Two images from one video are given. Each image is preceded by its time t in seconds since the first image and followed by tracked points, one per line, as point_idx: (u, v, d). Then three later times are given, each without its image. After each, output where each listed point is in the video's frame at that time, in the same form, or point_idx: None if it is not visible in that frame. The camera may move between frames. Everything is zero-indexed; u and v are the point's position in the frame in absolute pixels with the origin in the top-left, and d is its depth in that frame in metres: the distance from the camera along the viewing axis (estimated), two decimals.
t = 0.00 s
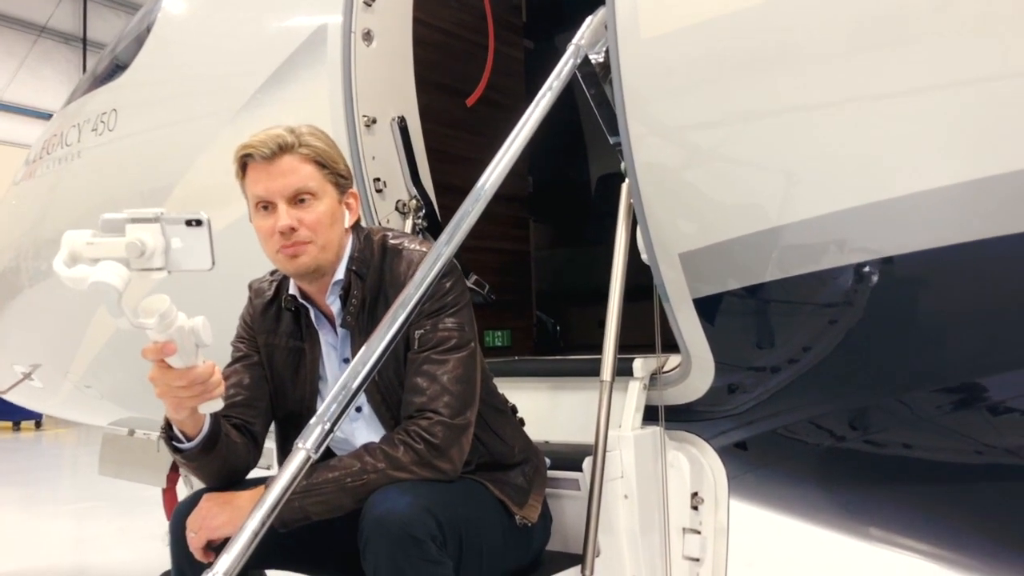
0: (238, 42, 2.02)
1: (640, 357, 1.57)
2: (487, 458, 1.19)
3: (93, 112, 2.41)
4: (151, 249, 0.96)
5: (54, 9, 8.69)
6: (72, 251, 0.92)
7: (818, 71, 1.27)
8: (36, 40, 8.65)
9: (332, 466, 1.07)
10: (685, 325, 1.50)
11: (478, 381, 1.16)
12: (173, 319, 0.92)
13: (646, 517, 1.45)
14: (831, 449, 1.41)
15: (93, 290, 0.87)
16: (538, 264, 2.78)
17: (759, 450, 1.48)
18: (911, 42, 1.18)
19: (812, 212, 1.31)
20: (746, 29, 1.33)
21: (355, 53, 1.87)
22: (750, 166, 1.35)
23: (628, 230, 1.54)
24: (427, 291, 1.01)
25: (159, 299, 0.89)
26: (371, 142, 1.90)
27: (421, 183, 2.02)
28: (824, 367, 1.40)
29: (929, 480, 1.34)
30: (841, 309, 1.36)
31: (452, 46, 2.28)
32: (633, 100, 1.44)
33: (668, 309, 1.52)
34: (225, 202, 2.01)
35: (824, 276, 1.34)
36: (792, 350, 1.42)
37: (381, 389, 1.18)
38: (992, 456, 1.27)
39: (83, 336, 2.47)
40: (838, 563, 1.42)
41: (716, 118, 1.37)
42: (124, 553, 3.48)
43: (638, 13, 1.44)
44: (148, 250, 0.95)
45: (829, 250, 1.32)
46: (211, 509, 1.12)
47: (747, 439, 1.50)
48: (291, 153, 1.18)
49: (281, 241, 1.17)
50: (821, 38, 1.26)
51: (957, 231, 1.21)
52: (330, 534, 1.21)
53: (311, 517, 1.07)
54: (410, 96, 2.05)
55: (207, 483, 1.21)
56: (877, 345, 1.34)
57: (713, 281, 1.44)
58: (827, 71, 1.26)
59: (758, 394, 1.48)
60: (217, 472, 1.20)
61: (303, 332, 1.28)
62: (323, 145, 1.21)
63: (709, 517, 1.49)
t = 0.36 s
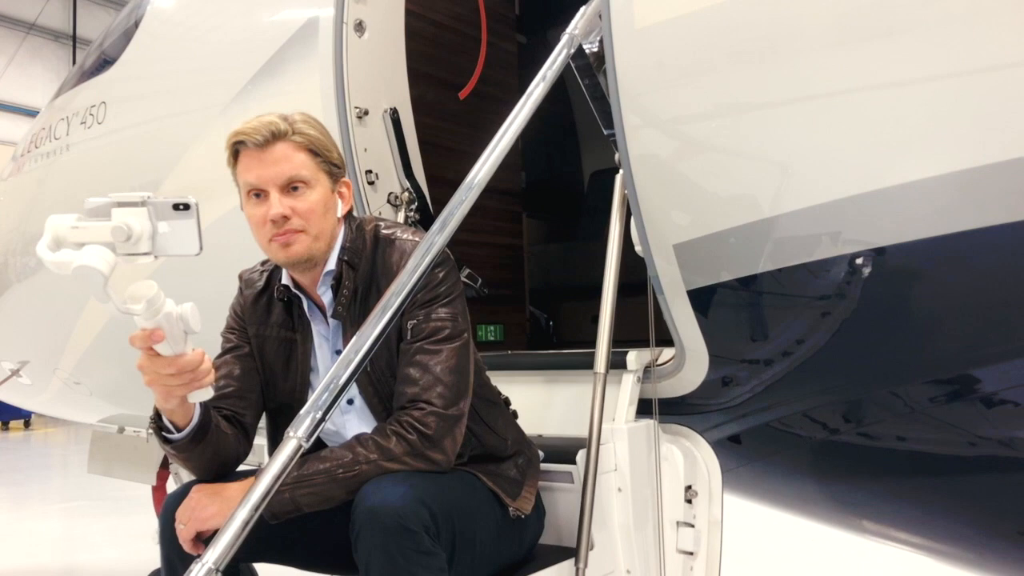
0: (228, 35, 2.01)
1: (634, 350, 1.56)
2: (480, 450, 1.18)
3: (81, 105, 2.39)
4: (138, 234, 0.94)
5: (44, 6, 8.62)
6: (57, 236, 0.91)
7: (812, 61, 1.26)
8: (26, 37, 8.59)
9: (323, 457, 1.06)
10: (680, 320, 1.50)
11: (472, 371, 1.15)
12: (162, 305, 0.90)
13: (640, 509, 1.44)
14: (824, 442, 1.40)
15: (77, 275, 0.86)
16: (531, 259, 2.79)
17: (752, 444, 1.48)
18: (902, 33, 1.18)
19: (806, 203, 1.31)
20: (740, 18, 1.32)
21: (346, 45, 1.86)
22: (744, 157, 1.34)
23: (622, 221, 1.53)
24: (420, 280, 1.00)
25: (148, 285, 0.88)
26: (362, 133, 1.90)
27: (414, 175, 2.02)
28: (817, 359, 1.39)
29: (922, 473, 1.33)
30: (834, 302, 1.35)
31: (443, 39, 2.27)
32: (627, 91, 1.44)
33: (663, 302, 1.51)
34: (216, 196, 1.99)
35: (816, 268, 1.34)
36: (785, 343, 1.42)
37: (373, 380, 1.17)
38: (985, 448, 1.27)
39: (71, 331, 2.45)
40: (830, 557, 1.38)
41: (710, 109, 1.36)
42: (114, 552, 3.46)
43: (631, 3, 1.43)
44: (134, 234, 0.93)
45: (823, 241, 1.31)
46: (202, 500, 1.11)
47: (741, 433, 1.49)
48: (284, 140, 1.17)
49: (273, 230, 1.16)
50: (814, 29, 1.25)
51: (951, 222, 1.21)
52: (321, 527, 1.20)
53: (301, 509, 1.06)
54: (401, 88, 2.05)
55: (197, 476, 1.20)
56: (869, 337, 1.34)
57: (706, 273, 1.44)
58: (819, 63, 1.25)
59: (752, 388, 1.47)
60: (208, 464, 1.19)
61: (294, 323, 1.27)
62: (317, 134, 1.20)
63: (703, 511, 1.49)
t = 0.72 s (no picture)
0: (223, 30, 2.00)
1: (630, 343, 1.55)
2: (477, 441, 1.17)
3: (73, 101, 2.38)
4: (127, 223, 0.93)
5: (37, 5, 8.58)
6: (45, 225, 0.91)
7: (810, 52, 1.25)
8: (20, 36, 8.54)
9: (319, 446, 1.05)
10: (676, 313, 1.50)
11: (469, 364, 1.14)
12: (153, 295, 0.89)
13: (637, 502, 1.44)
14: (819, 436, 1.40)
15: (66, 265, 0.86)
16: (529, 255, 2.81)
17: (748, 438, 1.47)
18: (898, 26, 1.18)
19: (803, 194, 1.31)
20: (737, 9, 1.32)
21: (342, 38, 1.86)
22: (741, 149, 1.34)
23: (619, 214, 1.52)
24: (417, 270, 0.99)
25: (138, 275, 0.87)
26: (357, 126, 1.90)
27: (409, 170, 2.02)
28: (814, 352, 1.39)
29: (920, 466, 1.32)
30: (830, 295, 1.35)
31: (438, 33, 2.27)
32: (624, 82, 1.43)
33: (660, 296, 1.50)
34: (211, 190, 1.98)
35: (812, 261, 1.33)
36: (783, 336, 1.41)
37: (369, 370, 1.17)
38: (983, 440, 1.27)
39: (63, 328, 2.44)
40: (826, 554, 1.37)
41: (707, 101, 1.36)
42: (108, 551, 3.44)
43: None
44: (123, 223, 0.93)
45: (818, 234, 1.31)
46: (195, 489, 1.10)
47: (737, 427, 1.48)
48: (290, 126, 1.16)
49: (273, 216, 1.15)
50: (812, 20, 1.25)
51: (948, 214, 1.21)
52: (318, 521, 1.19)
53: (296, 499, 1.05)
54: (395, 81, 2.04)
55: (192, 466, 1.19)
56: (866, 331, 1.34)
57: (701, 265, 1.43)
58: (814, 56, 1.25)
59: (749, 381, 1.46)
60: (202, 456, 1.18)
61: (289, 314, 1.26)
62: (322, 122, 1.19)
63: (700, 504, 1.48)
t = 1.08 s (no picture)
0: (225, 27, 2.00)
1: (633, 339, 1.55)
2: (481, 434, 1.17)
3: (76, 98, 2.38)
4: (138, 210, 0.93)
5: (39, 5, 8.58)
6: (56, 212, 0.91)
7: (813, 46, 1.25)
8: (22, 36, 8.54)
9: (325, 438, 1.05)
10: (680, 309, 1.50)
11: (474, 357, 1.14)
12: (162, 284, 0.90)
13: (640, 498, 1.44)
14: (820, 432, 1.41)
15: (77, 251, 0.86)
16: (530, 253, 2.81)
17: (751, 435, 1.47)
18: (898, 22, 1.18)
19: (806, 189, 1.30)
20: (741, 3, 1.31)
21: (344, 35, 1.85)
22: (744, 144, 1.34)
23: (622, 209, 1.52)
24: (421, 263, 0.99)
25: (147, 265, 0.87)
26: (361, 122, 1.90)
27: (412, 165, 2.02)
28: (817, 348, 1.38)
29: (926, 462, 1.33)
30: (833, 290, 1.34)
31: (440, 30, 2.27)
32: (627, 77, 1.43)
33: (663, 291, 1.50)
34: (214, 187, 1.98)
35: (815, 257, 1.33)
36: (785, 332, 1.41)
37: (374, 364, 1.17)
38: (987, 435, 1.27)
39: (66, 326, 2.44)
40: (838, 552, 1.38)
41: (710, 96, 1.35)
42: (110, 549, 3.44)
43: None
44: (134, 211, 0.93)
45: (820, 230, 1.31)
46: (199, 480, 1.10)
47: (740, 422, 1.49)
48: (297, 121, 1.16)
49: (280, 211, 1.15)
50: (816, 14, 1.24)
51: (949, 210, 1.21)
52: (325, 517, 1.20)
53: (301, 492, 1.05)
54: (398, 77, 2.04)
55: (195, 459, 1.19)
56: (867, 326, 1.33)
57: (704, 260, 1.43)
58: (815, 53, 1.25)
59: (752, 377, 1.46)
60: (207, 448, 1.18)
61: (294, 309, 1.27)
62: (328, 116, 1.19)
63: (704, 500, 1.48)
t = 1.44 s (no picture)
0: (229, 25, 2.00)
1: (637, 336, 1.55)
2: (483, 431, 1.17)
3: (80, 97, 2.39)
4: (146, 197, 0.92)
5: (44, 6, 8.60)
6: (63, 199, 0.89)
7: (818, 41, 1.25)
8: (27, 36, 8.55)
9: (329, 433, 1.05)
10: (684, 305, 1.49)
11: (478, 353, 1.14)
12: (168, 272, 0.90)
13: (644, 494, 1.43)
14: (825, 429, 1.42)
15: (86, 236, 0.85)
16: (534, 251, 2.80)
17: (756, 431, 1.49)
18: (902, 18, 1.18)
19: (810, 185, 1.30)
20: None
21: (347, 32, 1.85)
22: (748, 140, 1.33)
23: (627, 206, 1.52)
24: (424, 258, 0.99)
25: (153, 253, 0.88)
26: (365, 119, 1.90)
27: (416, 163, 2.02)
28: (821, 344, 1.38)
29: (932, 459, 1.34)
30: (837, 287, 1.34)
31: (443, 27, 2.27)
32: (630, 72, 1.43)
33: (667, 289, 1.50)
34: (218, 185, 1.98)
35: (819, 253, 1.33)
36: (789, 329, 1.41)
37: (377, 359, 1.17)
38: (992, 432, 1.28)
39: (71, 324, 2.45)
40: (839, 547, 1.45)
41: (714, 92, 1.35)
42: (115, 548, 3.44)
43: None
44: (142, 198, 0.91)
45: (823, 227, 1.30)
46: (203, 475, 1.11)
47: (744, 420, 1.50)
48: (299, 117, 1.16)
49: (285, 206, 1.15)
50: (820, 9, 1.24)
51: (951, 206, 1.20)
52: (329, 513, 1.20)
53: (305, 486, 1.05)
54: (402, 74, 2.04)
55: (197, 453, 1.19)
56: (871, 322, 1.33)
57: (707, 256, 1.43)
58: (820, 47, 1.25)
59: (756, 374, 1.46)
60: (210, 442, 1.18)
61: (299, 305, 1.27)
62: (330, 111, 1.19)
63: (707, 497, 1.47)
